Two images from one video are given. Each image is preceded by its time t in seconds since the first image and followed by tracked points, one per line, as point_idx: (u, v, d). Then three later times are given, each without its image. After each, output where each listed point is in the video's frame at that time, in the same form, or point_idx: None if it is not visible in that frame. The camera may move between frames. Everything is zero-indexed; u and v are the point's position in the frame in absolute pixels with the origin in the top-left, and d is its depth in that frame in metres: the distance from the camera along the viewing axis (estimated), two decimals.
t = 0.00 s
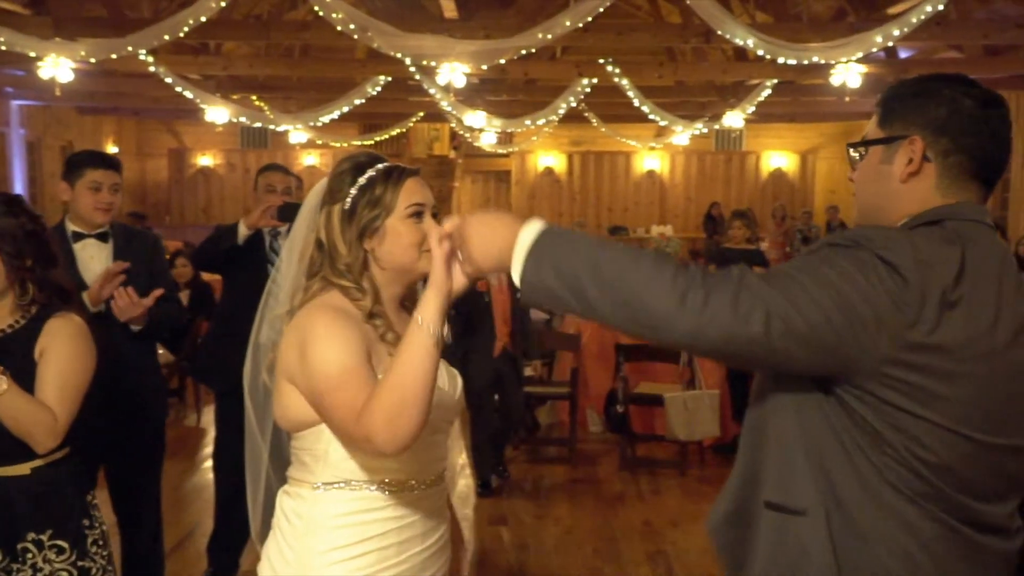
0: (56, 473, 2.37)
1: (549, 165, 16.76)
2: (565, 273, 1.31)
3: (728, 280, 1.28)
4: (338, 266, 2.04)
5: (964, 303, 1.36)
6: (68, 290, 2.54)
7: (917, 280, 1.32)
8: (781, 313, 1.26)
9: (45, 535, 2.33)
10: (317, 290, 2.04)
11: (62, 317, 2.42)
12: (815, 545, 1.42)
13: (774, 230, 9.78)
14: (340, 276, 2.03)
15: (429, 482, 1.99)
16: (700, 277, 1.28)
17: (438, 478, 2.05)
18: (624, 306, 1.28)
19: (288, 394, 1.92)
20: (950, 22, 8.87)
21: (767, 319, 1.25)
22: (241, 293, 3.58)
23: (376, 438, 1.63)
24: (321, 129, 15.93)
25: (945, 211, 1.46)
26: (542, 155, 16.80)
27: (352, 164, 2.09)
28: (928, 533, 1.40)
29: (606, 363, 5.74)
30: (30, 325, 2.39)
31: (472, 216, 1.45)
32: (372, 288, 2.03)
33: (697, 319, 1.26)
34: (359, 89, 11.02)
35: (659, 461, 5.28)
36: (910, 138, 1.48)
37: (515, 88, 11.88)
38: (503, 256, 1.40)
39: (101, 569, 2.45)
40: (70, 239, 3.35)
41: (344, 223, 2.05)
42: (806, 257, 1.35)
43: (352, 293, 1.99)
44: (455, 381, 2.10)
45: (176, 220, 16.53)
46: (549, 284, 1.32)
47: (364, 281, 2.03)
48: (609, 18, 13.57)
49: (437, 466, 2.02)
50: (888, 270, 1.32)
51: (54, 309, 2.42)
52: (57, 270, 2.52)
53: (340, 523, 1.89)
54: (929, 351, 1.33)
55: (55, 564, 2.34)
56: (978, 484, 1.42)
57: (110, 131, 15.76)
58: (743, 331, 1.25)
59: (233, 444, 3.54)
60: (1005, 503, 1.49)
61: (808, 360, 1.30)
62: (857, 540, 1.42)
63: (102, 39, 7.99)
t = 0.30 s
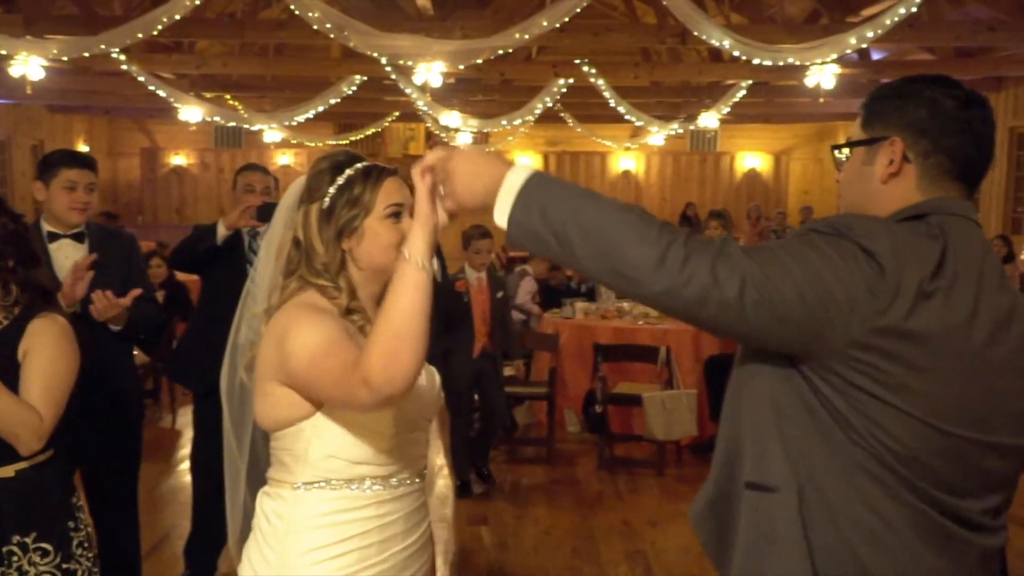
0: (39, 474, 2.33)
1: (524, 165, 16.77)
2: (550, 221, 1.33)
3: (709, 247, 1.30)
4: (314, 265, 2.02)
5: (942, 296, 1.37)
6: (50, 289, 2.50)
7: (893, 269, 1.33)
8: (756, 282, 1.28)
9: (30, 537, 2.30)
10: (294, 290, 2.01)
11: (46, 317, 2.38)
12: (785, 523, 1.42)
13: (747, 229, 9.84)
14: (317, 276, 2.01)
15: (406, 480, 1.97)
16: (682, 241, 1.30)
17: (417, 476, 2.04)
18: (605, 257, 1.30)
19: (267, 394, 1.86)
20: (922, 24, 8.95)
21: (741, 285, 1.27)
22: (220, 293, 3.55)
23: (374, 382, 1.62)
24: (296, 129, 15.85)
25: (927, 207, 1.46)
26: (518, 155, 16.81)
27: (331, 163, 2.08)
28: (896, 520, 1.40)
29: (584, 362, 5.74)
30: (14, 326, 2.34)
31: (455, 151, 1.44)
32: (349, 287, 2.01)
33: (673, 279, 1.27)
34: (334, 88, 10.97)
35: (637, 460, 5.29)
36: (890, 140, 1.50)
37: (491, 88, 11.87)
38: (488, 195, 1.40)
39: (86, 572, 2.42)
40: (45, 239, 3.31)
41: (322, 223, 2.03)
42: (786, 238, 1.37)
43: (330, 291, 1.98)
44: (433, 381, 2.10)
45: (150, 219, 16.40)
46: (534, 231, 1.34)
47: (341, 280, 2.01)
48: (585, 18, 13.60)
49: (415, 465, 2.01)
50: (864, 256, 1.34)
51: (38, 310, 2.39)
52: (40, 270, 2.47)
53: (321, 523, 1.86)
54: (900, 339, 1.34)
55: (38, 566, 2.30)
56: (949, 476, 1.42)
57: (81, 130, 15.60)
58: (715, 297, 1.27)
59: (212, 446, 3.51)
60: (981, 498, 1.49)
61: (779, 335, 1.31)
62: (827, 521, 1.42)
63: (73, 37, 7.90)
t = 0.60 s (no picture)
0: (23, 478, 2.30)
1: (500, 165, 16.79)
2: (540, 185, 1.27)
3: (694, 228, 1.25)
4: (294, 266, 2.01)
5: (925, 291, 1.31)
6: (32, 289, 2.45)
7: (873, 264, 1.28)
8: (738, 267, 1.23)
9: (14, 542, 2.26)
10: (274, 292, 1.99)
11: (31, 318, 2.34)
12: (760, 516, 1.36)
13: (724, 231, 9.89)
14: (298, 277, 1.99)
15: (388, 479, 1.96)
16: (669, 219, 1.24)
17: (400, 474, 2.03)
18: (592, 228, 1.24)
19: (248, 394, 1.84)
20: (895, 26, 9.05)
21: (723, 265, 1.22)
22: (198, 294, 3.53)
23: (372, 323, 1.55)
24: (270, 129, 15.77)
25: (914, 202, 1.43)
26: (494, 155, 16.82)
27: (310, 164, 2.05)
28: (875, 517, 1.34)
29: (563, 362, 5.75)
30: None
31: (449, 90, 1.37)
32: (329, 288, 1.99)
33: (656, 258, 1.22)
34: (309, 88, 10.91)
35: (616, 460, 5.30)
36: (872, 140, 1.49)
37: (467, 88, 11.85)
38: (484, 144, 1.35)
39: None
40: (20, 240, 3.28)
41: (301, 223, 2.01)
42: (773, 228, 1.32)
43: (311, 292, 1.97)
44: (414, 379, 2.08)
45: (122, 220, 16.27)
46: (525, 193, 1.28)
47: (321, 280, 1.99)
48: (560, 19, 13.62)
49: (397, 464, 1.99)
50: (847, 252, 1.29)
51: (24, 313, 2.34)
52: (23, 270, 2.44)
53: (304, 524, 1.85)
54: (879, 335, 1.28)
55: (23, 570, 2.27)
56: (928, 473, 1.37)
57: (51, 129, 15.44)
58: (695, 279, 1.22)
59: (191, 448, 3.47)
60: (963, 496, 1.43)
61: (755, 323, 1.26)
62: (804, 515, 1.36)
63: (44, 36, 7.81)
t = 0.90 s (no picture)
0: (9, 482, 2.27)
1: (477, 165, 16.79)
2: (537, 160, 1.26)
3: (682, 215, 1.23)
4: (278, 266, 1.94)
5: (908, 290, 1.28)
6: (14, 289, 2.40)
7: (856, 263, 1.25)
8: (724, 256, 1.21)
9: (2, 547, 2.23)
10: (257, 294, 1.93)
11: (17, 320, 2.25)
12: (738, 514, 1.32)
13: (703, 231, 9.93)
14: (281, 277, 1.93)
15: (375, 481, 1.94)
16: (659, 204, 1.23)
17: (386, 476, 2.01)
18: (587, 206, 1.23)
19: (237, 396, 1.81)
20: (870, 28, 9.12)
21: (709, 255, 1.21)
22: (180, 295, 3.50)
23: (362, 269, 1.56)
24: (246, 129, 15.67)
25: (901, 200, 1.41)
26: (472, 156, 16.81)
27: (292, 165, 2.00)
28: (853, 516, 1.31)
29: (543, 363, 5.74)
30: None
31: (458, 40, 1.33)
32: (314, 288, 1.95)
33: (645, 242, 1.21)
34: (285, 87, 10.84)
35: (597, 459, 5.30)
36: (854, 141, 1.47)
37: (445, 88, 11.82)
38: (485, 105, 1.32)
39: None
40: None
41: (284, 225, 1.96)
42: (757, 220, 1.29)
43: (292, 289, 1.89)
44: (397, 379, 2.06)
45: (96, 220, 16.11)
46: (524, 166, 1.27)
47: (307, 279, 1.94)
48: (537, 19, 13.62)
49: (383, 466, 1.97)
50: (830, 248, 1.26)
51: (10, 313, 2.26)
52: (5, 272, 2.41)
53: (290, 528, 1.84)
54: (857, 332, 1.25)
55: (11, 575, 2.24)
56: (908, 471, 1.34)
57: (24, 129, 15.26)
58: (679, 267, 1.21)
59: (173, 450, 3.44)
60: (945, 495, 1.40)
61: (736, 315, 1.24)
62: (781, 511, 1.33)
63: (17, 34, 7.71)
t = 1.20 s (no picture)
0: None
1: (454, 165, 16.76)
2: (536, 134, 1.26)
3: (675, 200, 1.22)
4: (262, 268, 1.91)
5: (893, 290, 1.27)
6: None
7: (841, 262, 1.24)
8: (713, 243, 1.20)
9: None
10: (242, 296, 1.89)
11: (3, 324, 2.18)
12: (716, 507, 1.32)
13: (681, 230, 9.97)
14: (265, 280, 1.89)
15: (363, 484, 1.93)
16: (653, 187, 1.22)
17: (374, 477, 2.00)
18: (582, 184, 1.23)
19: (226, 398, 1.80)
20: (845, 30, 9.17)
21: (699, 241, 1.20)
22: (161, 297, 3.47)
23: (346, 226, 1.56)
24: (220, 128, 15.55)
25: (886, 201, 1.39)
26: (447, 156, 16.78)
27: (274, 165, 1.97)
28: (835, 514, 1.30)
29: (524, 363, 5.74)
30: None
31: (461, 13, 1.32)
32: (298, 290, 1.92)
33: (637, 222, 1.21)
34: (260, 87, 10.76)
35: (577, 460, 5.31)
36: (833, 144, 1.45)
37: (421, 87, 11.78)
38: (485, 76, 1.31)
39: None
40: None
41: (268, 226, 1.93)
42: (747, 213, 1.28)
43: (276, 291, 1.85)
44: (383, 379, 2.04)
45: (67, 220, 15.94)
46: (521, 140, 1.27)
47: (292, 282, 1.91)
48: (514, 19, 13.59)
49: (371, 468, 1.96)
50: (816, 247, 1.25)
51: None
52: None
53: (279, 532, 1.82)
54: (843, 328, 1.24)
55: None
56: (891, 470, 1.32)
57: None
58: (668, 251, 1.20)
59: (154, 451, 3.42)
60: (932, 495, 1.38)
61: (720, 306, 1.23)
62: (762, 505, 1.32)
63: None
